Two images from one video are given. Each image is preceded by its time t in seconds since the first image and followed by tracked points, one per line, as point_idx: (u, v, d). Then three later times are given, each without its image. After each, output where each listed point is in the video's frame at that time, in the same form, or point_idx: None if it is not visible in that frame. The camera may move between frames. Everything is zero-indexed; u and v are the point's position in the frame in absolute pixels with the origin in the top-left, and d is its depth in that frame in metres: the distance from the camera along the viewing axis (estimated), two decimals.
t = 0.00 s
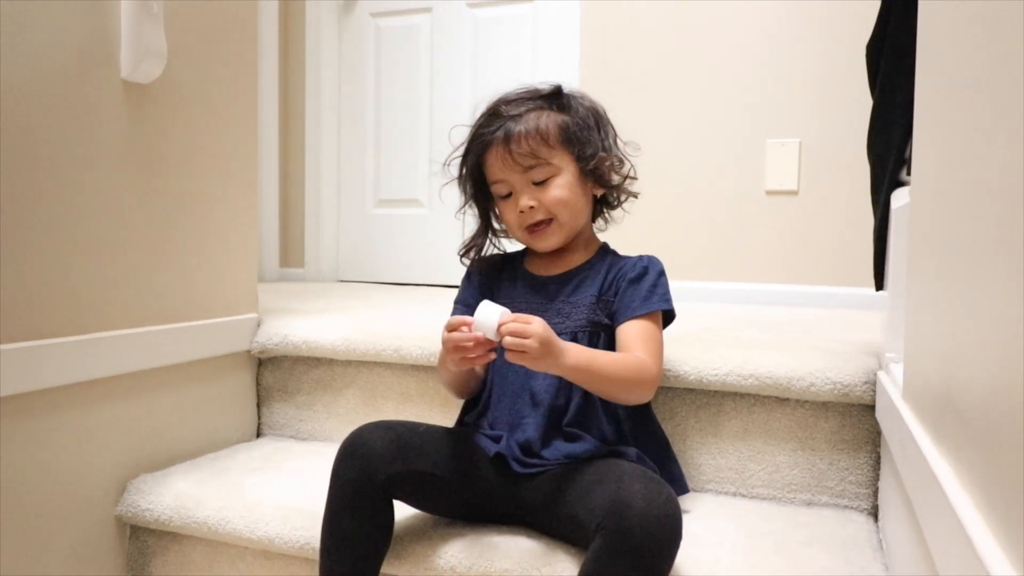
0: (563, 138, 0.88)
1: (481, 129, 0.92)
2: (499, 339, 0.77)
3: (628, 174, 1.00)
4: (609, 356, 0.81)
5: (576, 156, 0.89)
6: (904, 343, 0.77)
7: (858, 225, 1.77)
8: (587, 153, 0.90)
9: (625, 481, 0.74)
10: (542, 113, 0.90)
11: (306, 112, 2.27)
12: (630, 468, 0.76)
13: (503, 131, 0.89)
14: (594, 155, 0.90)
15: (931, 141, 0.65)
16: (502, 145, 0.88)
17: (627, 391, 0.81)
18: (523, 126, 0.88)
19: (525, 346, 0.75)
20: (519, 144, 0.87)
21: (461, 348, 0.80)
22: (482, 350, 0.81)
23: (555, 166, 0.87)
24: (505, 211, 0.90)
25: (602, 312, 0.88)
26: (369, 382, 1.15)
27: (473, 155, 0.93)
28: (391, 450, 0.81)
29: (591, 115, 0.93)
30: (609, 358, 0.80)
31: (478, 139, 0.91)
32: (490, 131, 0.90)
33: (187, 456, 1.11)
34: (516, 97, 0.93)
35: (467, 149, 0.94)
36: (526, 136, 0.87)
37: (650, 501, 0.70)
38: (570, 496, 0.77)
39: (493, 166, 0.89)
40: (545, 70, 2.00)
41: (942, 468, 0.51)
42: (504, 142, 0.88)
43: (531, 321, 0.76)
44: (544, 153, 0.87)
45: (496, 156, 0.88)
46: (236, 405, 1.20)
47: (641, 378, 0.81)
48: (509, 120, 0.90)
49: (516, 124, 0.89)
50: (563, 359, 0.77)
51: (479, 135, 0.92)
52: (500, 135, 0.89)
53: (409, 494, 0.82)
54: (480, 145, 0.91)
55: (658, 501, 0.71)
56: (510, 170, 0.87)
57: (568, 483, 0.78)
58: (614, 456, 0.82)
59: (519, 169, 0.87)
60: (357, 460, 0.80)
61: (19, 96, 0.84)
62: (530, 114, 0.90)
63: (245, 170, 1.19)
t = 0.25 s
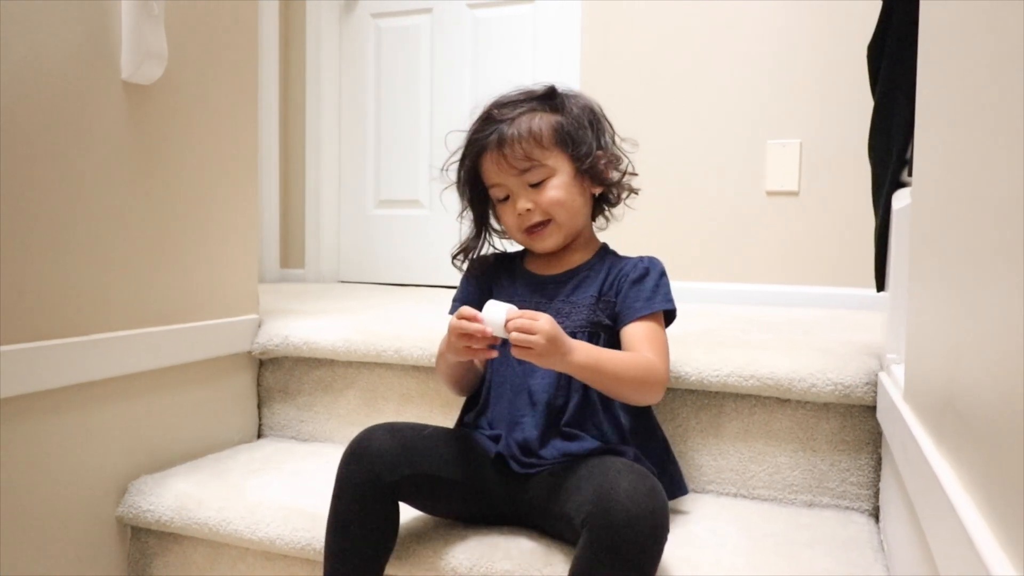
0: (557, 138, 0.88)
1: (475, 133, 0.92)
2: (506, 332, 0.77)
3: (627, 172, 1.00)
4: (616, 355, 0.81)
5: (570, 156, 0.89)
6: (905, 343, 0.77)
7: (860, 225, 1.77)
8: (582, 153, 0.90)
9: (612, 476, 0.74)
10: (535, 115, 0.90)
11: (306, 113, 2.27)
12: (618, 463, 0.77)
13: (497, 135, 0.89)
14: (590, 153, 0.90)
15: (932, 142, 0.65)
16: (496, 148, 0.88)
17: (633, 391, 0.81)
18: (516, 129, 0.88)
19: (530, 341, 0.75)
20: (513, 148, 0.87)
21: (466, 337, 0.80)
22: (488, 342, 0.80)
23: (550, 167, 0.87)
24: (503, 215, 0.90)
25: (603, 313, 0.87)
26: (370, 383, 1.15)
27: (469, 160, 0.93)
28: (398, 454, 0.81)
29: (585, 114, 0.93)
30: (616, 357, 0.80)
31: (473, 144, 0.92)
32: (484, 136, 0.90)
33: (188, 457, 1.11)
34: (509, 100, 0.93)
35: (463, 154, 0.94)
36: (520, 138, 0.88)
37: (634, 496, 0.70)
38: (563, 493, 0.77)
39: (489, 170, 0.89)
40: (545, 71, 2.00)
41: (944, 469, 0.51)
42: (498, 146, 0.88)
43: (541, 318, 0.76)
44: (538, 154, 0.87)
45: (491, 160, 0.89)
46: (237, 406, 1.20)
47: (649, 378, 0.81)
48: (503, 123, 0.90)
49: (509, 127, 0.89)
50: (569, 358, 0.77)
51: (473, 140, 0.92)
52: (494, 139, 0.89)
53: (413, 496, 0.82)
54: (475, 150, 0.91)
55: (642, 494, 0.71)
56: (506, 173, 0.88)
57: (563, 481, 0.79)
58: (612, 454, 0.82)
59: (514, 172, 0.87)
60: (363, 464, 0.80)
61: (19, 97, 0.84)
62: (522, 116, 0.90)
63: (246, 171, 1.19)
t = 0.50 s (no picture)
0: (559, 137, 0.88)
1: (478, 135, 0.92)
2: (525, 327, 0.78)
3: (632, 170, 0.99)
4: (627, 361, 0.82)
5: (573, 155, 0.88)
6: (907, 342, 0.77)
7: (861, 224, 1.77)
8: (585, 151, 0.89)
9: (607, 472, 0.74)
10: (537, 115, 0.90)
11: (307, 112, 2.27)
12: (614, 459, 0.77)
13: (499, 136, 0.89)
14: (593, 152, 0.90)
15: (934, 140, 0.65)
16: (498, 149, 0.88)
17: (639, 397, 0.82)
18: (518, 129, 0.88)
19: (550, 339, 0.76)
20: (515, 148, 0.87)
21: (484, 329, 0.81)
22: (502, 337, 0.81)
23: (553, 166, 0.87)
24: (508, 215, 0.90)
25: (608, 315, 0.87)
26: (371, 382, 1.14)
27: (473, 162, 0.93)
28: (400, 453, 0.81)
29: (587, 113, 0.93)
30: (627, 362, 0.81)
31: (476, 146, 0.92)
32: (487, 137, 0.90)
33: (188, 457, 1.11)
34: (511, 101, 0.93)
35: (466, 156, 0.94)
36: (522, 139, 0.88)
37: (629, 493, 0.70)
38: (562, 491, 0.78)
39: (493, 171, 0.89)
40: (546, 70, 2.00)
41: (946, 468, 0.51)
42: (501, 147, 0.88)
43: (562, 318, 0.77)
44: (540, 154, 0.87)
45: (494, 161, 0.89)
46: (238, 405, 1.20)
47: (656, 385, 0.82)
48: (505, 124, 0.90)
49: (512, 128, 0.89)
50: (581, 359, 0.78)
51: (476, 142, 0.92)
52: (496, 140, 0.89)
53: (415, 495, 0.82)
54: (478, 151, 0.91)
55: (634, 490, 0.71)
56: (509, 173, 0.88)
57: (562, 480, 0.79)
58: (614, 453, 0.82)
59: (517, 172, 0.87)
60: (365, 463, 0.79)
61: (20, 96, 0.84)
62: (524, 117, 0.90)
63: (246, 170, 1.19)
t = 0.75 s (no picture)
0: (566, 136, 0.88)
1: (484, 132, 0.91)
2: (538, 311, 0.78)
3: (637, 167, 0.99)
4: (634, 356, 0.82)
5: (580, 154, 0.88)
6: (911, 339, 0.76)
7: (864, 222, 1.76)
8: (591, 150, 0.89)
9: (594, 465, 0.74)
10: (544, 112, 0.89)
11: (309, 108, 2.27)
12: (603, 452, 0.76)
13: (506, 133, 0.88)
14: (599, 150, 0.89)
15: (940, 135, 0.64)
16: (505, 147, 0.88)
17: (645, 392, 0.82)
18: (525, 127, 0.88)
19: (562, 321, 0.76)
20: (521, 146, 0.87)
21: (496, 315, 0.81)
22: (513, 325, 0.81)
23: (559, 165, 0.87)
24: (514, 213, 0.90)
25: (613, 313, 0.87)
26: (373, 378, 1.14)
27: (478, 159, 0.93)
28: (401, 448, 0.81)
29: (594, 110, 0.92)
30: (634, 357, 0.81)
31: (482, 143, 0.91)
32: (493, 134, 0.90)
33: (190, 452, 1.11)
34: (518, 98, 0.92)
35: (472, 152, 0.94)
36: (528, 137, 0.87)
37: (613, 485, 0.70)
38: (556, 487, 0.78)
39: (499, 169, 0.89)
40: (549, 66, 1.99)
41: (951, 464, 0.51)
42: (507, 145, 0.88)
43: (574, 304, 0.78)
44: (547, 153, 0.87)
45: (501, 159, 0.88)
46: (240, 401, 1.20)
47: (661, 382, 0.82)
48: (511, 121, 0.89)
49: (518, 125, 0.88)
50: (592, 350, 0.78)
51: (482, 139, 0.91)
52: (503, 138, 0.88)
53: (419, 490, 0.82)
54: (484, 148, 0.91)
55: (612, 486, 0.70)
56: (516, 172, 0.87)
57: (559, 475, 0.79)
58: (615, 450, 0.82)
59: (523, 171, 0.87)
60: (366, 458, 0.79)
61: (21, 89, 0.84)
62: (531, 114, 0.89)
63: (248, 165, 1.19)
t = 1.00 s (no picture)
0: (568, 133, 0.87)
1: (485, 129, 0.91)
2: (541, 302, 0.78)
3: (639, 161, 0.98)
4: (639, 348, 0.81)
5: (582, 151, 0.87)
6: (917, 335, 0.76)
7: (868, 218, 1.75)
8: (593, 147, 0.88)
9: (579, 455, 0.73)
10: (545, 109, 0.88)
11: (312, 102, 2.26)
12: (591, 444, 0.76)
13: (507, 131, 0.88)
14: (601, 147, 0.89)
15: (948, 129, 0.64)
16: (506, 145, 0.87)
17: (650, 385, 0.81)
18: (526, 124, 0.87)
19: (566, 308, 0.76)
20: (523, 144, 0.86)
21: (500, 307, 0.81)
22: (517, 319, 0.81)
23: (561, 163, 0.86)
24: (516, 211, 0.89)
25: (615, 308, 0.87)
26: (375, 373, 1.14)
27: (479, 156, 0.92)
28: (408, 447, 0.80)
29: (595, 105, 0.91)
30: (638, 350, 0.81)
31: (483, 140, 0.90)
32: (494, 132, 0.89)
33: (191, 447, 1.11)
34: (518, 94, 0.91)
35: (473, 149, 0.93)
36: (530, 134, 0.86)
37: (592, 476, 0.70)
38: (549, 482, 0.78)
39: (500, 166, 0.88)
40: (552, 60, 1.98)
41: (959, 462, 0.50)
42: (509, 142, 0.87)
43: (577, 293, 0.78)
44: (549, 151, 0.86)
45: (502, 156, 0.88)
46: (241, 396, 1.19)
47: (666, 375, 0.82)
48: (512, 118, 0.88)
49: (519, 122, 0.88)
50: (596, 340, 0.77)
51: (483, 136, 0.91)
52: (504, 135, 0.88)
53: (423, 488, 0.81)
54: (485, 146, 0.90)
55: (588, 488, 0.69)
56: (518, 170, 0.87)
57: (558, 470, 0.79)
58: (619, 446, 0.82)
59: (525, 169, 0.86)
60: (372, 457, 0.78)
61: (21, 82, 0.83)
62: (532, 111, 0.88)
63: (250, 159, 1.18)
